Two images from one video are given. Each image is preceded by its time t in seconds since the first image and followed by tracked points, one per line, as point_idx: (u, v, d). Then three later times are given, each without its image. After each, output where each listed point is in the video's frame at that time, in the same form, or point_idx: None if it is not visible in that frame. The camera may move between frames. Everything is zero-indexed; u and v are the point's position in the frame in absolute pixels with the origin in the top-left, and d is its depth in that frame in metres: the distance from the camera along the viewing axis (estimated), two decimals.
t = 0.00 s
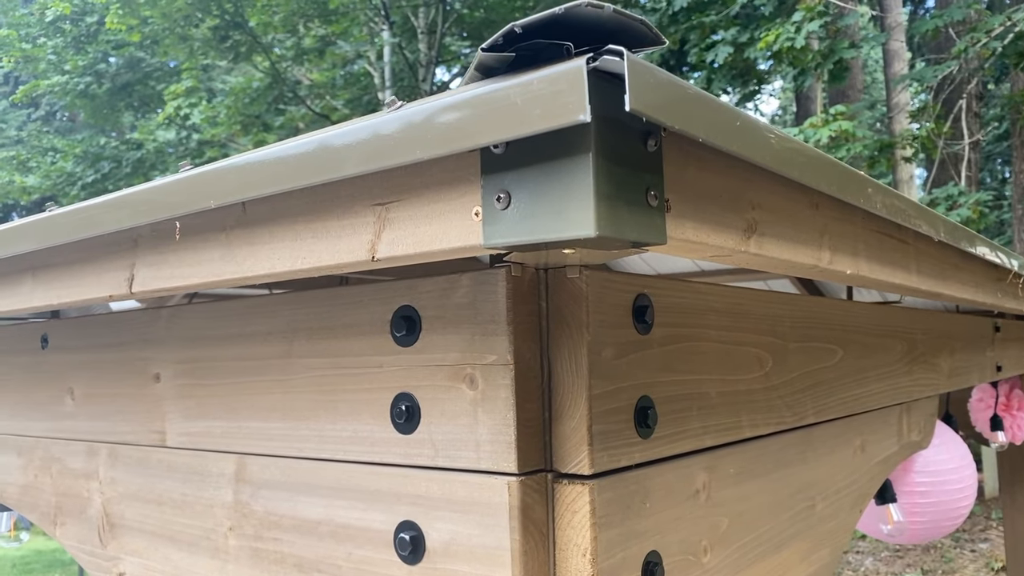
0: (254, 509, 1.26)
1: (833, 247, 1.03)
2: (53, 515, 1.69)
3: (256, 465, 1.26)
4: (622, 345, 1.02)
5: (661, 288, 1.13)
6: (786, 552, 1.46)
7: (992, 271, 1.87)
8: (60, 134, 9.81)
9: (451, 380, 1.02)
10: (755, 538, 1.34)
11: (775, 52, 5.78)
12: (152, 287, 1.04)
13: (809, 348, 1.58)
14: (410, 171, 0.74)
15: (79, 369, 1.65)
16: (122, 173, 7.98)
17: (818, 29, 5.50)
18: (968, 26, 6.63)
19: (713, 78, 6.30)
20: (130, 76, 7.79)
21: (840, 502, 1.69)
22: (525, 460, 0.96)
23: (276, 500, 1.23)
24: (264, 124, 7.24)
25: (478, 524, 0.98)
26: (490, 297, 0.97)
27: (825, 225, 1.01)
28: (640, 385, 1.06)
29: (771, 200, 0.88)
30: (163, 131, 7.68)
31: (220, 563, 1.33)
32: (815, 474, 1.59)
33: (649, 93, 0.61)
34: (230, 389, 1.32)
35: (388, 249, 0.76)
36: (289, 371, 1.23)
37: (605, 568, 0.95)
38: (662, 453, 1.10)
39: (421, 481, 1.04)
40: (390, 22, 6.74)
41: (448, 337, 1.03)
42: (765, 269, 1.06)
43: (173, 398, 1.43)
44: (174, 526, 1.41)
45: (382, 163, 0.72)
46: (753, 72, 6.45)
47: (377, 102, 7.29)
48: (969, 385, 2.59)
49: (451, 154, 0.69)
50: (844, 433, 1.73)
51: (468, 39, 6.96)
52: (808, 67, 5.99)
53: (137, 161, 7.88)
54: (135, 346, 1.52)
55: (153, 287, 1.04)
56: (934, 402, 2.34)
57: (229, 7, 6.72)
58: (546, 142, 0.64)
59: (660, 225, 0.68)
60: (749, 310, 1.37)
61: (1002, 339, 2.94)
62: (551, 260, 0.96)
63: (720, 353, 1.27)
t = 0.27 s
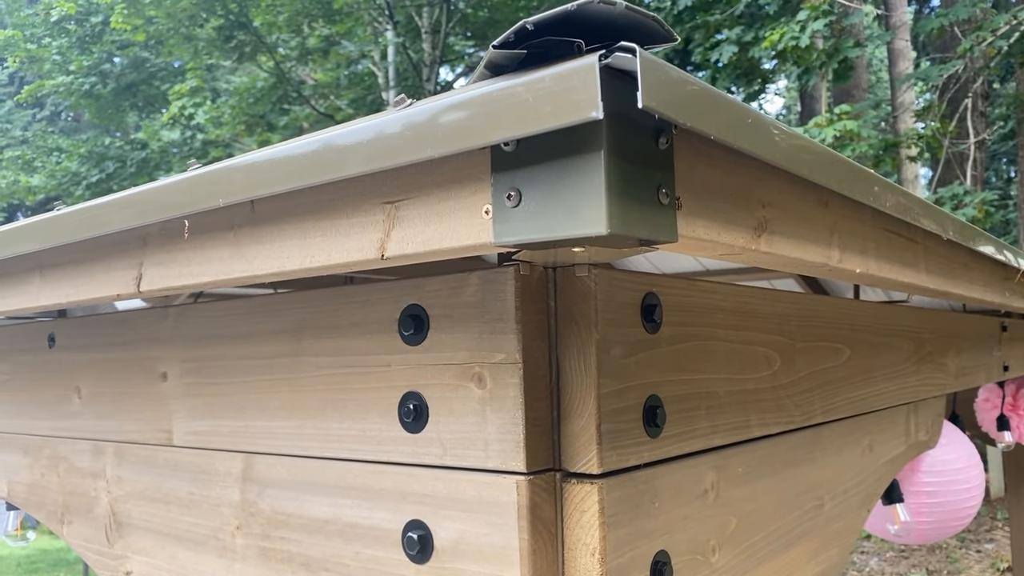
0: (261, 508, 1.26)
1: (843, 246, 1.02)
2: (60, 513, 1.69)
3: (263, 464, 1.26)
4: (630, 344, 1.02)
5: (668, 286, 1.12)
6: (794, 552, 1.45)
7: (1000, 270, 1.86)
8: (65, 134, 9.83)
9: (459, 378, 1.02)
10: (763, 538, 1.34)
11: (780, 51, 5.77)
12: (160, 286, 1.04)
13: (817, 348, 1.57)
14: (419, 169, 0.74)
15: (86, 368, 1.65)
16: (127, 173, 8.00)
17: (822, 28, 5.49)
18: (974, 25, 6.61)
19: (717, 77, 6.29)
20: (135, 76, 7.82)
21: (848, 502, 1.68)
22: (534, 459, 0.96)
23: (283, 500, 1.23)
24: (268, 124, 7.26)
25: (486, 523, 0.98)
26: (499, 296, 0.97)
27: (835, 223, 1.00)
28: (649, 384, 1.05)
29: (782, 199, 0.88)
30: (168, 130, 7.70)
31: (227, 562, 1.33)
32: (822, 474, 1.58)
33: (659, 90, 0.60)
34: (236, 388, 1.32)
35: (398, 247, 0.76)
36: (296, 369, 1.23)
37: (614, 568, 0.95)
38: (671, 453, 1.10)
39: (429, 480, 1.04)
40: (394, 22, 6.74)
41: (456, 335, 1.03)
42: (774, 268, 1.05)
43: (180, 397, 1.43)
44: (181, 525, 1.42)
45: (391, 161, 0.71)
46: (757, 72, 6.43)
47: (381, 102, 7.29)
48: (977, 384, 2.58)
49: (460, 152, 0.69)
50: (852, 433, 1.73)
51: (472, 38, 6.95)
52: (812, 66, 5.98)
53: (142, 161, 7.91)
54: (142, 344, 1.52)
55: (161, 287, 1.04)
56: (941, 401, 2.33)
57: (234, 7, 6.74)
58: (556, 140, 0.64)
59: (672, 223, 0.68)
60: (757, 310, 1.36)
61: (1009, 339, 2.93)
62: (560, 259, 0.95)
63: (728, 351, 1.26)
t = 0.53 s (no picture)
0: (266, 508, 1.25)
1: (851, 244, 1.02)
2: (63, 513, 1.69)
3: (268, 464, 1.26)
4: (637, 343, 1.01)
5: (675, 286, 1.11)
6: (800, 552, 1.44)
7: (1007, 269, 1.85)
8: (67, 134, 9.83)
9: (464, 378, 1.01)
10: (770, 539, 1.33)
11: (783, 50, 5.75)
12: (164, 285, 1.03)
13: (823, 347, 1.56)
14: (424, 167, 0.73)
15: (90, 368, 1.65)
16: (129, 173, 8.01)
17: (826, 27, 5.48)
18: (978, 24, 6.59)
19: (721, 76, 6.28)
20: (138, 76, 7.82)
21: (854, 502, 1.67)
22: (540, 459, 0.95)
23: (287, 500, 1.22)
24: (271, 124, 7.26)
25: (492, 524, 0.97)
26: (504, 295, 0.96)
27: (844, 221, 1.00)
28: (656, 383, 1.05)
29: (791, 197, 0.87)
30: (170, 131, 7.70)
31: (230, 562, 1.32)
32: (829, 474, 1.57)
33: (669, 87, 0.60)
34: (241, 387, 1.32)
35: (403, 246, 0.75)
36: (300, 369, 1.22)
37: (620, 568, 0.94)
38: (677, 453, 1.09)
39: (434, 480, 1.04)
40: (397, 21, 6.73)
41: (462, 334, 1.02)
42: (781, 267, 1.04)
43: (183, 397, 1.42)
44: (184, 525, 1.41)
45: (395, 160, 0.71)
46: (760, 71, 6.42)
47: (384, 102, 7.28)
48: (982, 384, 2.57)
49: (466, 150, 0.68)
50: (858, 433, 1.72)
51: (474, 38, 6.94)
52: (816, 66, 5.97)
53: (145, 161, 7.91)
54: (146, 344, 1.52)
55: (165, 286, 1.03)
56: (947, 401, 2.32)
57: (237, 7, 6.73)
58: (565, 136, 0.63)
59: (681, 221, 0.67)
60: (763, 309, 1.35)
61: (1015, 339, 2.92)
62: (566, 257, 0.95)
63: (735, 351, 1.26)
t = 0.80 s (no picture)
0: (269, 510, 1.25)
1: (855, 246, 1.01)
2: (66, 515, 1.69)
3: (271, 466, 1.26)
4: (640, 345, 1.01)
5: (678, 288, 1.11)
6: (804, 555, 1.44)
7: (1011, 270, 1.84)
8: (70, 135, 9.83)
9: (468, 381, 1.01)
10: (774, 542, 1.32)
11: (786, 51, 5.74)
12: (167, 287, 1.03)
13: (827, 349, 1.56)
14: (428, 170, 0.73)
15: (92, 370, 1.65)
16: (132, 173, 8.01)
17: (828, 27, 5.47)
18: (981, 24, 6.58)
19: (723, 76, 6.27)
20: (140, 77, 7.82)
21: (858, 504, 1.67)
22: (544, 462, 0.95)
23: (290, 502, 1.22)
24: (273, 125, 7.27)
25: (495, 527, 0.97)
26: (508, 297, 0.96)
27: (847, 223, 0.99)
28: (659, 386, 1.04)
29: (795, 199, 0.86)
30: (173, 131, 7.70)
31: (233, 565, 1.32)
32: (832, 476, 1.57)
33: (674, 90, 0.59)
34: (244, 390, 1.32)
35: (407, 248, 0.75)
36: (303, 371, 1.22)
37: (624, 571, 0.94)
38: (681, 455, 1.08)
39: (437, 483, 1.03)
40: (399, 22, 6.73)
41: (465, 337, 1.02)
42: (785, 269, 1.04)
43: (186, 399, 1.42)
44: (187, 527, 1.41)
45: (398, 162, 0.70)
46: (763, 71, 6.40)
47: (386, 102, 7.29)
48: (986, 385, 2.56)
49: (469, 153, 0.68)
50: (862, 435, 1.71)
51: (476, 38, 6.94)
52: (818, 67, 5.96)
53: (147, 162, 7.92)
54: (148, 346, 1.52)
55: (168, 288, 1.03)
56: (951, 402, 2.31)
57: (239, 8, 6.73)
58: (570, 139, 0.63)
59: (686, 224, 0.67)
60: (767, 311, 1.35)
61: (1018, 339, 2.91)
62: (570, 260, 0.94)
63: (738, 353, 1.25)
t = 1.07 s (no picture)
0: (270, 510, 1.25)
1: (857, 246, 1.01)
2: (68, 515, 1.69)
3: (272, 465, 1.26)
4: (642, 345, 1.01)
5: (680, 288, 1.11)
6: (806, 554, 1.44)
7: (1013, 270, 1.84)
8: (70, 135, 9.82)
9: (470, 381, 1.01)
10: (776, 541, 1.32)
11: (787, 51, 5.73)
12: (168, 287, 1.03)
13: (828, 349, 1.56)
14: (430, 170, 0.73)
15: (94, 370, 1.65)
16: (133, 173, 8.02)
17: (830, 27, 5.47)
18: (982, 23, 6.58)
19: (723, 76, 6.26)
20: (141, 77, 7.83)
21: (859, 504, 1.67)
22: (545, 462, 0.95)
23: (291, 501, 1.22)
24: (275, 124, 7.27)
25: (498, 527, 0.97)
26: (510, 297, 0.96)
27: (849, 223, 0.99)
28: (661, 386, 1.04)
29: (797, 198, 0.86)
30: (174, 131, 7.70)
31: (235, 564, 1.32)
32: (834, 476, 1.56)
33: (676, 90, 0.59)
34: (245, 390, 1.32)
35: (409, 248, 0.75)
36: (305, 370, 1.22)
37: (626, 571, 0.94)
38: (683, 455, 1.08)
39: (439, 483, 1.03)
40: (400, 22, 6.74)
41: (467, 336, 1.02)
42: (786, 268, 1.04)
43: (188, 398, 1.42)
44: (189, 527, 1.41)
45: (400, 162, 0.70)
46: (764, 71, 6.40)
47: (387, 102, 7.29)
48: (987, 385, 2.56)
49: (471, 152, 0.68)
50: (863, 435, 1.71)
51: (477, 38, 6.94)
52: (819, 67, 5.95)
53: (149, 162, 7.93)
54: (149, 346, 1.52)
55: (170, 288, 1.03)
56: (953, 402, 2.31)
57: (240, 8, 6.74)
58: (572, 138, 0.63)
59: (688, 224, 0.67)
60: (769, 310, 1.35)
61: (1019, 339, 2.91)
62: (572, 259, 0.94)
63: (740, 353, 1.25)
